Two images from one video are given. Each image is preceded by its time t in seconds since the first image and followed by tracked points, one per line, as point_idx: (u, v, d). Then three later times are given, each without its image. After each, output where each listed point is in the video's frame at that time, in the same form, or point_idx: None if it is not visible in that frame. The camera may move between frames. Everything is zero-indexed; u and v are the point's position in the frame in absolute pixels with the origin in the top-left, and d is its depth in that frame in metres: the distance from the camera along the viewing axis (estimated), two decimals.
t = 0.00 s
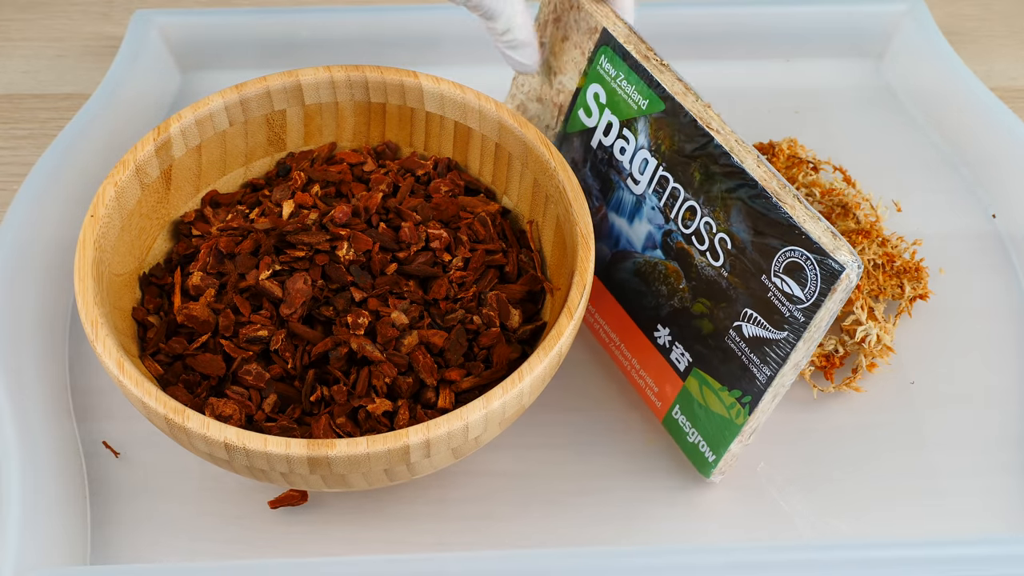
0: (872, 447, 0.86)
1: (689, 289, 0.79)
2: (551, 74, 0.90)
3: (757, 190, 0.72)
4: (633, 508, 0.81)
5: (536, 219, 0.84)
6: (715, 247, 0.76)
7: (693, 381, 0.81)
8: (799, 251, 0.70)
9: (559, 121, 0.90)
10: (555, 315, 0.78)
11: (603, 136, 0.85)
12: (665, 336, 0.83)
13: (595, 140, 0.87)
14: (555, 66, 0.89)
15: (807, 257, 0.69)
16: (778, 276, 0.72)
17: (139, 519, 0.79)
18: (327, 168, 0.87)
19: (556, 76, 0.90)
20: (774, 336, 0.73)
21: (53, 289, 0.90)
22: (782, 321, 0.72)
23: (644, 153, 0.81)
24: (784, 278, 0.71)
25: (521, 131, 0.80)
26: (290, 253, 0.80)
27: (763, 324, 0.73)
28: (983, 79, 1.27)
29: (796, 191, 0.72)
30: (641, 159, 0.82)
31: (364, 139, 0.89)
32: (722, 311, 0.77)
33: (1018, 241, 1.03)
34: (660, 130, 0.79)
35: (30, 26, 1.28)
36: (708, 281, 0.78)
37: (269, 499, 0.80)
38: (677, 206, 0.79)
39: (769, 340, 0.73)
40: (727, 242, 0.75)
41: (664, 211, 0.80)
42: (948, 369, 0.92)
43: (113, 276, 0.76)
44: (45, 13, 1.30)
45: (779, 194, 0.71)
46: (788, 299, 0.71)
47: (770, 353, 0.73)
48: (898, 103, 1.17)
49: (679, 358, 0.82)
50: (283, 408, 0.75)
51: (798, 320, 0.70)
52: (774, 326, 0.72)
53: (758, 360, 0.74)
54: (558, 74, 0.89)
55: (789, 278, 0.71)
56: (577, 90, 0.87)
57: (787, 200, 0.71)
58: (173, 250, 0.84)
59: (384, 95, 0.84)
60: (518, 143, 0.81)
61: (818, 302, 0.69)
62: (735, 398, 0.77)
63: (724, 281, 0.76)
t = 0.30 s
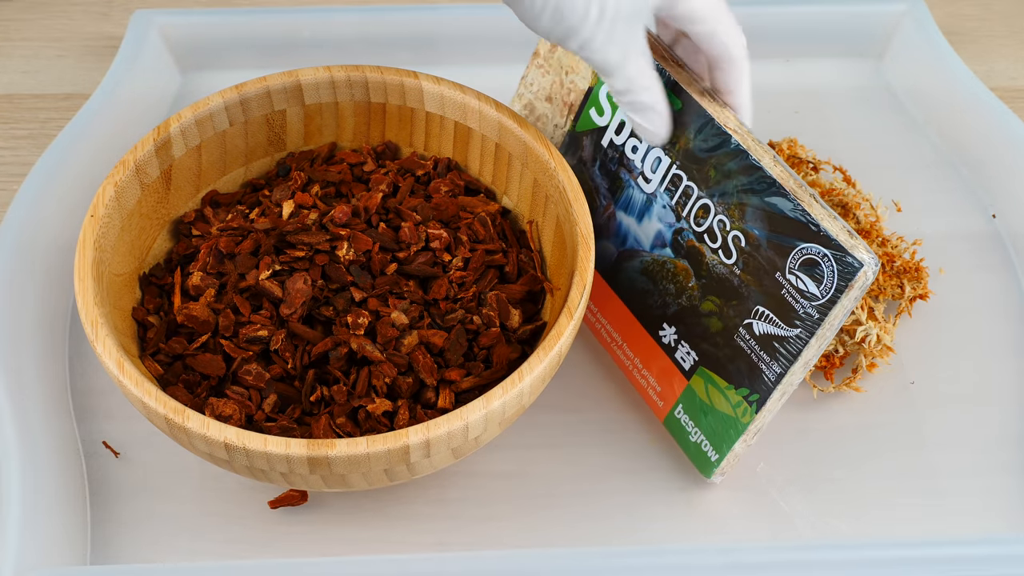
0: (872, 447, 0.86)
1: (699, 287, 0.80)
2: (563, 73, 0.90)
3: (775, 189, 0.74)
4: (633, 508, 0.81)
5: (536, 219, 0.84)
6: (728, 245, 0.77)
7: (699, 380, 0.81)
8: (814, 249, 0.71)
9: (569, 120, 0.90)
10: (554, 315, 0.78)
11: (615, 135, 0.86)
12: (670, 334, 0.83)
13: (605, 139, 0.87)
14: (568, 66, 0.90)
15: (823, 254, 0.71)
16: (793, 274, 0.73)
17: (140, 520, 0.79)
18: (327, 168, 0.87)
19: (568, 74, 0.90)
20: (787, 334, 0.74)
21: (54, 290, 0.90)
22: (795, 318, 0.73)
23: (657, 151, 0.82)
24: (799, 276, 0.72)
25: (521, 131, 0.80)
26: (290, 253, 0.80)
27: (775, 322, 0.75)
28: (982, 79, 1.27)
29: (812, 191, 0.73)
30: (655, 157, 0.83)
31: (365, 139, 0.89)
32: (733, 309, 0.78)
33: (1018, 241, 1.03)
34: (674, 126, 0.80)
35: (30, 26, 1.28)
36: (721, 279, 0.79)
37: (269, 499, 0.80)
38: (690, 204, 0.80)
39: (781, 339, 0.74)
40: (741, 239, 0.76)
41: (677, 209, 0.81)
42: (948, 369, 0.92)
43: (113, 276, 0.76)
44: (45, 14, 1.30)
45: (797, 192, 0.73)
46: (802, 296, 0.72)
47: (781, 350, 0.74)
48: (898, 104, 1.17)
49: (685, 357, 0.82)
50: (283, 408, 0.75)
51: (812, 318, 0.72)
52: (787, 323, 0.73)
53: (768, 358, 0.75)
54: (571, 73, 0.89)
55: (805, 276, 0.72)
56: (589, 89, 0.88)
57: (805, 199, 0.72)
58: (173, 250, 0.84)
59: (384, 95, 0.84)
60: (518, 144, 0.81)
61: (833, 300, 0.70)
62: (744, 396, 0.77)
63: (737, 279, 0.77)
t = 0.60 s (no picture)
0: (872, 448, 0.86)
1: (705, 284, 0.81)
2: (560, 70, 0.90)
3: (791, 188, 0.75)
4: (633, 508, 0.81)
5: (536, 219, 0.84)
6: (740, 241, 0.79)
7: (700, 377, 0.82)
8: (832, 246, 0.73)
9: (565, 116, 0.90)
10: (555, 315, 0.78)
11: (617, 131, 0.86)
12: (671, 331, 0.83)
13: (605, 136, 0.87)
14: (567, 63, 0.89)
15: (842, 251, 0.73)
16: (809, 270, 0.75)
17: (140, 520, 0.79)
18: (327, 168, 0.87)
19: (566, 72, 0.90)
20: (800, 329, 0.75)
21: (54, 290, 0.90)
22: (809, 314, 0.75)
23: (663, 150, 0.83)
24: (816, 272, 0.74)
25: (521, 131, 0.80)
26: (290, 253, 0.80)
27: (787, 318, 0.76)
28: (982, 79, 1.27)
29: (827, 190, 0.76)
30: (662, 155, 0.84)
31: (364, 139, 0.89)
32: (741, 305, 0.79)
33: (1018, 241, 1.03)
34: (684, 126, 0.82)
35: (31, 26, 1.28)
36: (729, 275, 0.80)
37: (269, 499, 0.80)
38: (697, 201, 0.81)
39: (795, 335, 0.76)
40: (754, 236, 0.78)
41: (682, 207, 0.82)
42: (948, 369, 0.92)
43: (114, 276, 0.76)
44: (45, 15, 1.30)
45: (817, 190, 0.74)
46: (818, 294, 0.74)
47: (792, 346, 0.76)
48: (899, 104, 1.17)
49: (686, 355, 0.83)
50: (283, 408, 0.75)
51: (828, 313, 0.74)
52: (800, 319, 0.75)
53: (779, 354, 0.77)
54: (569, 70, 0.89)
55: (822, 272, 0.74)
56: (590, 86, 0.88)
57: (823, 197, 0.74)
58: (173, 249, 0.84)
59: (384, 95, 0.84)
60: (519, 144, 0.81)
61: (851, 296, 0.73)
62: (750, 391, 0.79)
63: (748, 275, 0.78)
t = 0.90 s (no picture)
0: (872, 448, 0.86)
1: (708, 288, 0.81)
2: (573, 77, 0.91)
3: (798, 192, 0.76)
4: (633, 508, 0.81)
5: (536, 219, 0.84)
6: (745, 245, 0.79)
7: (699, 381, 0.81)
8: (835, 249, 0.74)
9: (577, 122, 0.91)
10: (555, 315, 0.78)
11: (626, 137, 0.87)
12: (673, 335, 0.83)
13: (615, 143, 0.88)
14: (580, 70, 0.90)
15: (844, 254, 0.73)
16: (813, 273, 0.75)
17: (140, 520, 0.79)
18: (327, 168, 0.87)
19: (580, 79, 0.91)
20: (801, 332, 0.75)
21: (54, 290, 0.90)
22: (810, 317, 0.75)
23: (671, 155, 0.84)
24: (818, 276, 0.75)
25: (521, 131, 0.80)
26: (290, 253, 0.80)
27: (788, 320, 0.76)
28: (982, 79, 1.27)
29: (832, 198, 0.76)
30: (669, 160, 0.84)
31: (365, 138, 0.89)
32: (743, 308, 0.79)
33: (1018, 241, 1.03)
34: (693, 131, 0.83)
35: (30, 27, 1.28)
36: (732, 279, 0.80)
37: (269, 499, 0.80)
38: (703, 206, 0.82)
39: (796, 337, 0.75)
40: (758, 240, 0.78)
41: (688, 211, 0.83)
42: (949, 369, 0.92)
43: (113, 275, 0.76)
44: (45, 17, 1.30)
45: (821, 195, 0.75)
46: (819, 296, 0.74)
47: (793, 350, 0.76)
48: (899, 104, 1.17)
49: (688, 359, 0.82)
50: (283, 408, 0.75)
51: (830, 316, 0.74)
52: (800, 321, 0.75)
53: (779, 357, 0.76)
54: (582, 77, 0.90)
55: (824, 276, 0.74)
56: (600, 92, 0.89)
57: (829, 202, 0.75)
58: (173, 249, 0.84)
59: (384, 95, 0.84)
60: (519, 144, 0.81)
61: (852, 298, 0.73)
62: (749, 395, 0.78)
63: (750, 279, 0.79)
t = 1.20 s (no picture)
0: (872, 448, 0.86)
1: (710, 288, 0.81)
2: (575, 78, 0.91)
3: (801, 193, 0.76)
4: (633, 508, 0.81)
5: (536, 219, 0.84)
6: (747, 245, 0.79)
7: (699, 381, 0.81)
8: (837, 249, 0.74)
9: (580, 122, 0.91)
10: (555, 315, 0.78)
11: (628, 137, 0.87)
12: (674, 335, 0.83)
13: (616, 143, 0.88)
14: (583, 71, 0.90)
15: (846, 254, 0.73)
16: (815, 274, 0.75)
17: (140, 520, 0.79)
18: (327, 168, 0.87)
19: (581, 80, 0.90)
20: (803, 332, 0.75)
21: (54, 290, 0.90)
22: (812, 317, 0.75)
23: (673, 155, 0.84)
24: (821, 276, 0.75)
25: (521, 131, 0.80)
26: (290, 253, 0.80)
27: (790, 320, 0.76)
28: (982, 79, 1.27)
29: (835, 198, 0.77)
30: (671, 160, 0.84)
31: (365, 138, 0.89)
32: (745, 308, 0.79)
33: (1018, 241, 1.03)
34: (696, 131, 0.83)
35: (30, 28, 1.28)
36: (734, 279, 0.80)
37: (269, 499, 0.80)
38: (705, 206, 0.82)
39: (797, 337, 0.75)
40: (761, 240, 0.78)
41: (690, 212, 0.83)
42: (949, 369, 0.92)
43: (113, 275, 0.76)
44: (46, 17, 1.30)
45: (823, 196, 0.75)
46: (821, 296, 0.74)
47: (793, 350, 0.76)
48: (899, 104, 1.17)
49: (688, 359, 0.82)
50: (283, 408, 0.75)
51: (832, 316, 0.74)
52: (802, 321, 0.75)
53: (780, 357, 0.76)
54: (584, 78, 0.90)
55: (827, 276, 0.74)
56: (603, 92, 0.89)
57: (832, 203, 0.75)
58: (173, 250, 0.84)
59: (384, 95, 0.84)
60: (519, 144, 0.81)
61: (854, 298, 0.73)
62: (749, 395, 0.78)
63: (753, 279, 0.78)
